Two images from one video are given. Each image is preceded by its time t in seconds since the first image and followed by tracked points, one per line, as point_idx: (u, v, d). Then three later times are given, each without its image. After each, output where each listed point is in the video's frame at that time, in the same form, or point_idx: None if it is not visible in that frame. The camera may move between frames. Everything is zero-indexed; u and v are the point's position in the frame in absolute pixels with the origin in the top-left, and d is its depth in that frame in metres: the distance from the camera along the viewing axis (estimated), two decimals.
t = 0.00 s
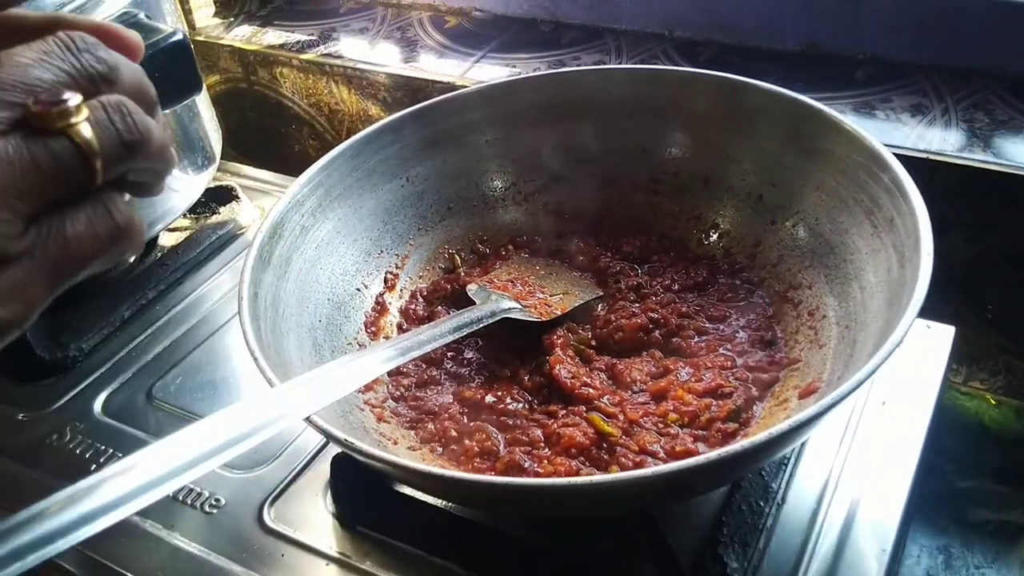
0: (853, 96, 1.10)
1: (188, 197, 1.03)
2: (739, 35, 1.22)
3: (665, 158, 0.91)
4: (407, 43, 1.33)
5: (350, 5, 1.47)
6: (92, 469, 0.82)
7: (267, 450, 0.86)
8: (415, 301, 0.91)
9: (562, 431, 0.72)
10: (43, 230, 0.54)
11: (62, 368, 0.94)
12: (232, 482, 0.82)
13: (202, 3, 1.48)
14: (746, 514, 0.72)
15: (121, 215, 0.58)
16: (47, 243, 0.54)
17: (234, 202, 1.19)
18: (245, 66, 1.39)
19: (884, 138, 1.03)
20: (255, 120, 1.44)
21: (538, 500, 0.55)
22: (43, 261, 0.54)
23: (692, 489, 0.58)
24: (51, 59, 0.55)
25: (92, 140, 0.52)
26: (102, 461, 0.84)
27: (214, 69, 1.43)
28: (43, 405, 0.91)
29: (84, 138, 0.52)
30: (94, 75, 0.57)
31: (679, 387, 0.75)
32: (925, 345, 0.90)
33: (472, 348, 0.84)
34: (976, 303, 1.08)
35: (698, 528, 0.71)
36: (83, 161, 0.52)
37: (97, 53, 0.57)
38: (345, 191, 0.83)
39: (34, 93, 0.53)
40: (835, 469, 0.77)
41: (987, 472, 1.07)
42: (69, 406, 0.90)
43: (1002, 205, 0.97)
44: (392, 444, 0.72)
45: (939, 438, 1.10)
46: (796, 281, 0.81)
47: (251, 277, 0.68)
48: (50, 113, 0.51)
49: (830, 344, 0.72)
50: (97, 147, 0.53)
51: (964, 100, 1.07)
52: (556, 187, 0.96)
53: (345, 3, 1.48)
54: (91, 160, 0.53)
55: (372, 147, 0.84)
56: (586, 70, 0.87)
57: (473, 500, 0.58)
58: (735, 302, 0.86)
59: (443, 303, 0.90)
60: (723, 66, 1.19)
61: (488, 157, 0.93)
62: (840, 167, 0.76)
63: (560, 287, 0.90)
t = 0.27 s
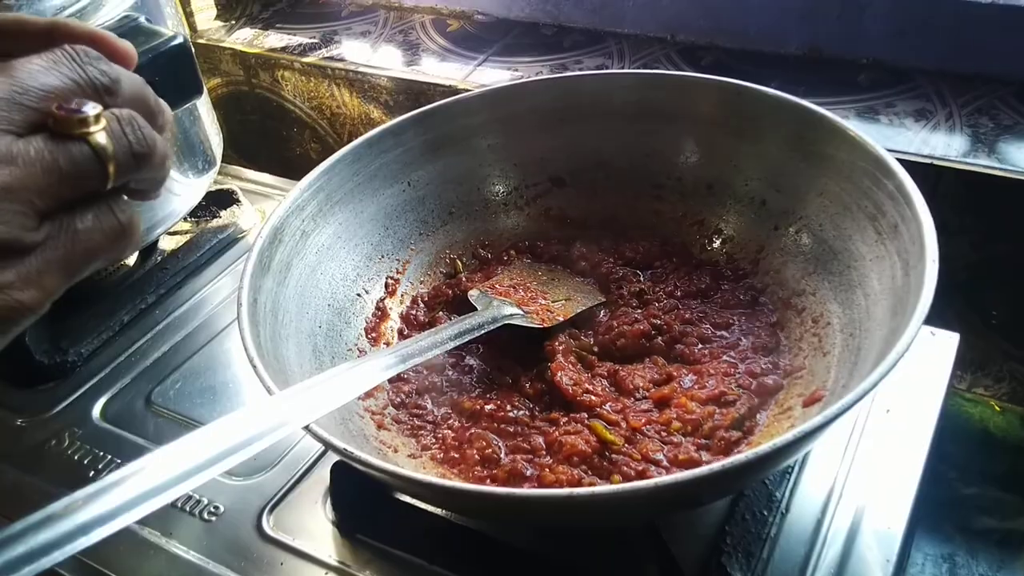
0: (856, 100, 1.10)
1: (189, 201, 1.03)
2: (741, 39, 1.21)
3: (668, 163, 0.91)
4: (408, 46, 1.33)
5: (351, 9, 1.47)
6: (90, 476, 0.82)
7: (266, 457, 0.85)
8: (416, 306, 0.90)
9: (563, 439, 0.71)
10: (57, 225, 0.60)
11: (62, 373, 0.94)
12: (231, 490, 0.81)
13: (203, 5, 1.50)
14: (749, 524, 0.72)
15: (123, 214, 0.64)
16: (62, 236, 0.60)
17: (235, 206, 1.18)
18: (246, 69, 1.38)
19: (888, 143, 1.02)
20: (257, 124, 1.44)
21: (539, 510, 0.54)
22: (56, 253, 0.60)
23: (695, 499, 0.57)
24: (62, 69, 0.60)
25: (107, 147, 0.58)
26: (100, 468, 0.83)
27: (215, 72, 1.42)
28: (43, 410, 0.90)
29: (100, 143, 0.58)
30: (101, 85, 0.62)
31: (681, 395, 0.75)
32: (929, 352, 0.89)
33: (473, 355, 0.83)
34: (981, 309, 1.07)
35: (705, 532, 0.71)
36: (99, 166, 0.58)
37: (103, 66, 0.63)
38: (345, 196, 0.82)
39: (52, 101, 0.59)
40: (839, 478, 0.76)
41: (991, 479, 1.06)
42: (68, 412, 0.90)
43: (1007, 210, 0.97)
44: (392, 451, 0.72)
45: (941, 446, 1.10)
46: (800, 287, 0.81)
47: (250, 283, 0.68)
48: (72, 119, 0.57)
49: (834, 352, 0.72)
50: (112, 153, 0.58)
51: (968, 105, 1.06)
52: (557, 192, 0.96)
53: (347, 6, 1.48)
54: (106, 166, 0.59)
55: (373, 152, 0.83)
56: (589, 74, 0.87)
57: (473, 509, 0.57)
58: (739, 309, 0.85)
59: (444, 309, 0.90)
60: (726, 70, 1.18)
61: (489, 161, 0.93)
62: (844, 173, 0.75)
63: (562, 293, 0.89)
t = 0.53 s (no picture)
0: (864, 105, 1.09)
1: (194, 204, 1.03)
2: (748, 43, 1.21)
3: (675, 167, 0.90)
4: (413, 49, 1.33)
5: (356, 12, 1.47)
6: (94, 481, 0.81)
7: (271, 462, 0.85)
8: (421, 311, 0.90)
9: (570, 445, 0.71)
10: (84, 236, 0.63)
11: (65, 377, 0.93)
12: (235, 496, 0.81)
13: (207, 8, 1.49)
14: (758, 532, 0.71)
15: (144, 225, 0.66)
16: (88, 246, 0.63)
17: (239, 209, 1.18)
18: (250, 72, 1.38)
19: (896, 148, 1.02)
20: (260, 127, 1.44)
21: (548, 519, 0.54)
22: (83, 263, 0.63)
23: (706, 508, 0.57)
24: (93, 85, 0.62)
25: (134, 162, 0.61)
26: (104, 473, 0.83)
27: (219, 75, 1.42)
28: (46, 415, 0.90)
29: (127, 160, 0.61)
30: (131, 100, 0.64)
31: (689, 402, 0.74)
32: (938, 357, 0.88)
33: (479, 360, 0.83)
34: (989, 315, 1.06)
35: (712, 540, 0.70)
36: (126, 181, 0.62)
37: (131, 82, 0.65)
38: (351, 200, 0.82)
39: (84, 116, 0.61)
40: (848, 485, 0.75)
41: (999, 486, 1.05)
42: (71, 416, 0.89)
43: (1016, 216, 0.96)
44: (398, 458, 0.71)
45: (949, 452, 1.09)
46: (809, 293, 0.80)
47: (256, 287, 0.67)
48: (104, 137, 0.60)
49: (844, 359, 0.71)
50: (138, 168, 0.62)
51: (976, 110, 1.06)
52: (564, 197, 0.95)
53: (352, 9, 1.48)
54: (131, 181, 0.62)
55: (379, 156, 0.83)
56: (596, 78, 0.86)
57: (480, 516, 0.56)
58: (746, 315, 0.85)
59: (449, 314, 0.89)
60: (732, 74, 1.18)
61: (495, 165, 0.93)
62: (854, 178, 0.75)
63: (569, 298, 0.88)
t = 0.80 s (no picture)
0: (869, 108, 1.09)
1: (199, 206, 1.03)
2: (753, 46, 1.21)
3: (681, 170, 0.90)
4: (418, 52, 1.33)
5: (361, 15, 1.47)
6: (99, 483, 0.81)
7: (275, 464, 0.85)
8: (427, 313, 0.90)
9: (576, 448, 0.71)
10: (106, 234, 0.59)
11: (70, 379, 0.93)
12: (240, 498, 0.81)
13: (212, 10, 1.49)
14: (764, 536, 0.71)
15: (160, 222, 0.62)
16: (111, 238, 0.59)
17: (244, 211, 1.18)
18: (255, 74, 1.38)
19: (901, 151, 1.02)
20: (265, 129, 1.44)
21: (555, 523, 0.54)
22: (106, 262, 0.58)
23: (713, 511, 0.57)
24: (120, 78, 0.57)
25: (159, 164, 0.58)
26: (109, 474, 0.83)
27: (224, 77, 1.42)
28: (51, 416, 0.90)
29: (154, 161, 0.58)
30: (158, 94, 0.59)
31: (695, 405, 0.74)
32: (944, 361, 0.88)
33: (484, 362, 0.83)
34: (994, 319, 1.06)
35: (718, 544, 0.70)
36: (151, 181, 0.58)
37: (156, 75, 0.60)
38: (357, 202, 0.82)
39: (110, 112, 0.57)
40: (854, 490, 0.75)
41: (1002, 490, 1.05)
42: (76, 418, 0.89)
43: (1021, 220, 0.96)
44: (404, 460, 0.71)
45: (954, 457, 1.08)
46: (815, 296, 0.80)
47: (262, 290, 0.67)
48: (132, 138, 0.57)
49: (851, 362, 0.71)
50: (162, 171, 0.59)
51: (982, 114, 1.05)
52: (569, 199, 0.95)
53: (356, 12, 1.48)
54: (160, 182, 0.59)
55: (384, 158, 0.83)
56: (603, 81, 0.86)
57: (486, 519, 0.56)
58: (752, 318, 0.85)
59: (455, 317, 0.89)
60: (737, 77, 1.18)
61: (501, 168, 0.93)
62: (860, 181, 0.75)
63: (574, 301, 0.88)
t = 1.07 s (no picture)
0: (872, 111, 1.09)
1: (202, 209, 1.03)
2: (756, 49, 1.21)
3: (684, 173, 0.90)
4: (420, 54, 1.33)
5: (363, 17, 1.47)
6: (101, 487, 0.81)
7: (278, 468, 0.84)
8: (430, 317, 0.89)
9: (580, 452, 0.71)
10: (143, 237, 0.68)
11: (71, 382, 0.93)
12: (243, 501, 0.80)
13: (215, 12, 1.50)
14: (769, 541, 0.71)
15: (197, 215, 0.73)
16: None
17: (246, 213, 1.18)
18: (258, 76, 1.38)
19: (905, 154, 1.01)
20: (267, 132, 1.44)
21: (560, 529, 0.53)
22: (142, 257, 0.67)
23: (719, 516, 0.56)
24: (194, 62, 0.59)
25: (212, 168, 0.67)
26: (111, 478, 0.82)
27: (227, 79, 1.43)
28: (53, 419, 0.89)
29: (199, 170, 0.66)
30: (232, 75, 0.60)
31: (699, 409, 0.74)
32: (949, 365, 0.88)
33: (488, 366, 0.82)
34: (998, 324, 1.06)
35: (722, 550, 0.69)
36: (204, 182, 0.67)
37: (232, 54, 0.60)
38: (360, 205, 0.81)
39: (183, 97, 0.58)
40: (859, 495, 0.75)
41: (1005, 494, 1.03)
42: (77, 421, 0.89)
43: None
44: (407, 464, 0.71)
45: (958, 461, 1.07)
46: (820, 300, 0.80)
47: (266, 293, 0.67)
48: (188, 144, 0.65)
49: (856, 367, 0.71)
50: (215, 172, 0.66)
51: (986, 117, 1.05)
52: (572, 203, 0.95)
53: (359, 14, 1.48)
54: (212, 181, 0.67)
55: (388, 161, 0.83)
56: (607, 83, 0.86)
57: (489, 523, 0.56)
58: (757, 322, 0.84)
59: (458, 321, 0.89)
60: (740, 81, 1.18)
61: (504, 171, 0.92)
62: (865, 185, 0.74)
63: (578, 304, 0.88)
